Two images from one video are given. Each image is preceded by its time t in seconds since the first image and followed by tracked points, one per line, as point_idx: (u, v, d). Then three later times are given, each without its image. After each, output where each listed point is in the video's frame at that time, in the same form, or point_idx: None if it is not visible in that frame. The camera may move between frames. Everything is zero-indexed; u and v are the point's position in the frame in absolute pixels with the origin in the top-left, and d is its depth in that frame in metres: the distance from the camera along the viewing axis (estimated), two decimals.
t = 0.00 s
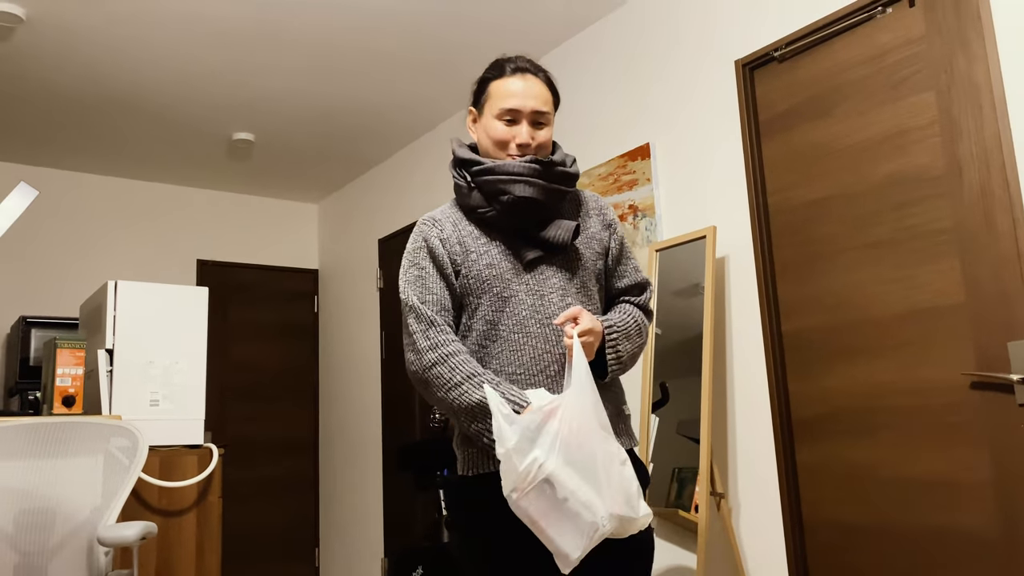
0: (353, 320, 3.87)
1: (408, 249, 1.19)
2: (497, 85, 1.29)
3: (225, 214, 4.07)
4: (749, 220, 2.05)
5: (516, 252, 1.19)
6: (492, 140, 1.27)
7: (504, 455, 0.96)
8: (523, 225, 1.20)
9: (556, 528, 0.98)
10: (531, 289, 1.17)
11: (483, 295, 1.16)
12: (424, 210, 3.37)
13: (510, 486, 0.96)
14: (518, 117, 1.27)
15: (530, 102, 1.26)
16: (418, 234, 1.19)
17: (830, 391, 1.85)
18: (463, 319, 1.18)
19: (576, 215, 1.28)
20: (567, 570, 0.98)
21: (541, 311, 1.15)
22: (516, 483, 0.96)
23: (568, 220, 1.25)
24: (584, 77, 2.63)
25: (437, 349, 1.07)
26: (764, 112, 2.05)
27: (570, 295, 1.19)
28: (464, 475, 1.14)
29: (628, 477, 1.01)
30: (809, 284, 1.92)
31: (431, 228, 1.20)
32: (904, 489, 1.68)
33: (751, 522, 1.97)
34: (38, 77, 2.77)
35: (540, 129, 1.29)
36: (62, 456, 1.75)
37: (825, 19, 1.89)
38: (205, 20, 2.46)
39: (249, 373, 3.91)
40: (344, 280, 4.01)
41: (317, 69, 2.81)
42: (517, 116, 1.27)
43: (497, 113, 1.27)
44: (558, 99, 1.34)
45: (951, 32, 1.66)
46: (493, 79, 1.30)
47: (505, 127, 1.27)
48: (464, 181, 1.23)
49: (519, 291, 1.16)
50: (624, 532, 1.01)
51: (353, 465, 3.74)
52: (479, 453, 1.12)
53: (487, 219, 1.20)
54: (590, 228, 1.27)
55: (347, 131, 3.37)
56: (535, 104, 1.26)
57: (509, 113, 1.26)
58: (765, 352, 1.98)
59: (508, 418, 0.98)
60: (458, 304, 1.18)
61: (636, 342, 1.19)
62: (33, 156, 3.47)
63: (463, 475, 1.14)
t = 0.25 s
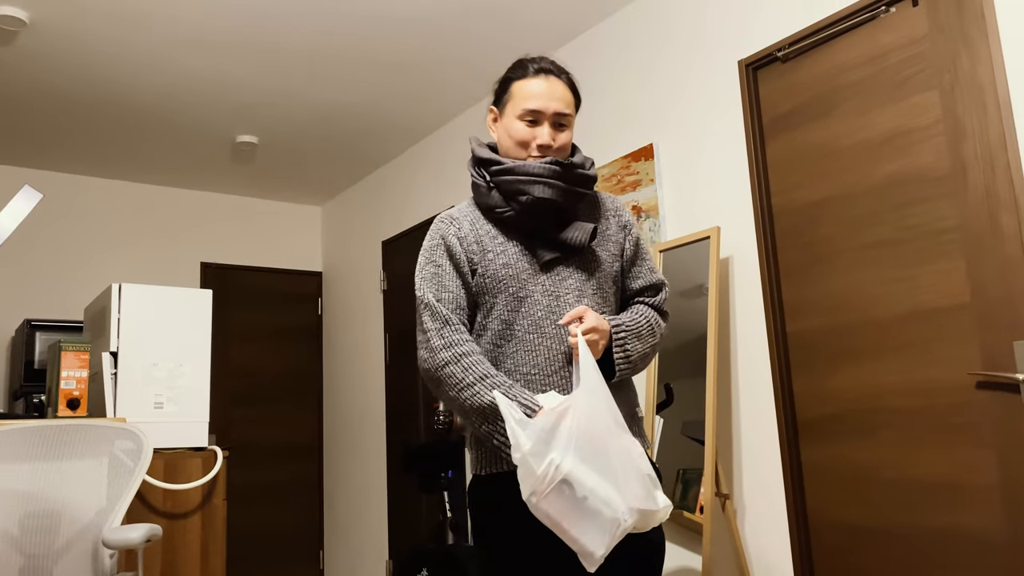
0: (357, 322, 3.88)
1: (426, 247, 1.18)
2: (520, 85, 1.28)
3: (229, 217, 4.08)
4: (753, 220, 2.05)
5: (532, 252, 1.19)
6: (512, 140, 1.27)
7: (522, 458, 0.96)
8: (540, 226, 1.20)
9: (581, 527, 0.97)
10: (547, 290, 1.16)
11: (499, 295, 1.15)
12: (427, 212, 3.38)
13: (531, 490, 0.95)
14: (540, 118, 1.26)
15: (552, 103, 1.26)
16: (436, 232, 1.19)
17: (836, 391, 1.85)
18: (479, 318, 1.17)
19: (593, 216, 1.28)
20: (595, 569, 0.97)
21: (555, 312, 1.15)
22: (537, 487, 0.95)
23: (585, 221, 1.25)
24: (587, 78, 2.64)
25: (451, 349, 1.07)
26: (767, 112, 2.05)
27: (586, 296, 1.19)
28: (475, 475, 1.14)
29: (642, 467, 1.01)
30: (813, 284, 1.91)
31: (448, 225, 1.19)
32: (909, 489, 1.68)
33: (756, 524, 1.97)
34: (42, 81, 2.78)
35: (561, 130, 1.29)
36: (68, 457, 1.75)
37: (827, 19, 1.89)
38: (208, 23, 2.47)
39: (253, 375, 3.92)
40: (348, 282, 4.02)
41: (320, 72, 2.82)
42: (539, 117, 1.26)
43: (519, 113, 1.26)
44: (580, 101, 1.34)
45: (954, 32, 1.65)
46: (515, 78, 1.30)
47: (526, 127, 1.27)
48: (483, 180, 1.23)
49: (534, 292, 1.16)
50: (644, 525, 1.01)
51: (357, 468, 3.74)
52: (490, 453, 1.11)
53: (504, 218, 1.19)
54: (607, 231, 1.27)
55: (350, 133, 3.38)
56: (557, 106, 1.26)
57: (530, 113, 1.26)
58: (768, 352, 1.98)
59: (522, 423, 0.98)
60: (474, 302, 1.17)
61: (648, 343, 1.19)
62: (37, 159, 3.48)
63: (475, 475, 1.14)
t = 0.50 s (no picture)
0: (359, 324, 3.88)
1: (441, 245, 1.17)
2: (534, 86, 1.29)
3: (231, 219, 4.08)
4: (756, 221, 2.05)
5: (547, 253, 1.19)
6: (527, 140, 1.27)
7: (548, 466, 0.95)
8: (556, 228, 1.20)
9: (605, 530, 0.97)
10: (561, 290, 1.16)
11: (512, 295, 1.15)
12: (429, 214, 3.38)
13: (557, 497, 0.95)
14: (555, 119, 1.26)
15: (568, 104, 1.26)
16: (451, 231, 1.18)
17: (840, 391, 1.84)
18: (493, 318, 1.16)
19: (604, 219, 1.28)
20: (618, 570, 0.98)
21: (570, 313, 1.15)
22: (563, 493, 0.95)
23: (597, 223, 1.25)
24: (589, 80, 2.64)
25: (474, 347, 1.06)
26: (769, 113, 2.05)
27: (599, 298, 1.19)
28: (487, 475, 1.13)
29: (661, 466, 1.02)
30: (817, 285, 1.91)
31: (462, 225, 1.19)
32: (914, 490, 1.67)
33: (760, 525, 1.97)
34: (44, 83, 2.79)
35: (575, 131, 1.29)
36: (71, 459, 1.74)
37: (830, 19, 1.89)
38: (210, 25, 2.47)
39: (255, 377, 3.92)
40: (350, 284, 4.02)
41: (322, 74, 2.82)
42: (554, 118, 1.26)
43: (534, 114, 1.27)
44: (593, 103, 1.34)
45: (957, 32, 1.65)
46: (530, 79, 1.30)
47: (541, 128, 1.27)
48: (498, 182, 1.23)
49: (550, 292, 1.15)
50: (663, 524, 1.02)
51: (360, 469, 3.74)
52: (503, 453, 1.11)
53: (519, 219, 1.19)
54: (619, 234, 1.27)
55: (352, 135, 3.38)
56: (572, 107, 1.27)
57: (545, 114, 1.26)
58: (772, 353, 1.97)
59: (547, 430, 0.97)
60: (489, 302, 1.17)
61: (660, 344, 1.19)
62: (39, 162, 3.49)
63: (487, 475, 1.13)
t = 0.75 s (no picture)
0: (360, 326, 3.88)
1: (450, 244, 1.15)
2: (548, 88, 1.29)
3: (231, 220, 4.08)
4: (757, 223, 2.05)
5: (556, 255, 1.18)
6: (542, 140, 1.26)
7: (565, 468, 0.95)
8: (566, 230, 1.19)
9: (619, 533, 0.97)
10: (570, 293, 1.16)
11: (522, 297, 1.14)
12: (429, 215, 3.38)
13: (573, 500, 0.95)
14: (570, 120, 1.27)
15: (583, 106, 1.27)
16: (460, 230, 1.16)
17: (841, 394, 1.84)
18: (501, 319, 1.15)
19: (610, 222, 1.28)
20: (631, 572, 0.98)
21: (579, 315, 1.15)
22: (579, 495, 0.95)
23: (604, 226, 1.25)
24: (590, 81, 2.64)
25: (487, 349, 1.05)
26: (770, 115, 2.05)
27: (606, 301, 1.19)
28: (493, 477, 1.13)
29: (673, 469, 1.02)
30: (818, 286, 1.91)
31: (471, 224, 1.17)
32: (915, 492, 1.67)
33: (760, 527, 1.97)
34: (45, 84, 2.79)
35: (588, 134, 1.30)
36: (71, 460, 1.74)
37: (832, 21, 1.89)
38: (211, 27, 2.47)
39: (255, 379, 3.92)
40: (351, 286, 4.02)
41: (323, 75, 2.82)
42: (569, 120, 1.27)
43: (549, 115, 1.27)
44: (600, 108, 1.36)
45: (958, 34, 1.65)
46: (542, 81, 1.31)
47: (556, 129, 1.27)
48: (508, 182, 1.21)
49: (559, 294, 1.15)
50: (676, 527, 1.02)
51: (360, 471, 3.73)
52: (510, 454, 1.10)
53: (530, 220, 1.19)
54: (624, 237, 1.28)
55: (352, 137, 3.38)
56: (586, 110, 1.28)
57: (561, 115, 1.26)
58: (773, 355, 1.97)
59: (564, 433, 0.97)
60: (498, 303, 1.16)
61: (662, 347, 1.22)
62: (40, 163, 3.49)
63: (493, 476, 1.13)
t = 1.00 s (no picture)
0: (358, 328, 3.88)
1: (456, 243, 1.14)
2: (556, 91, 1.30)
3: (230, 222, 4.08)
4: (755, 225, 2.05)
5: (559, 258, 1.19)
6: (551, 143, 1.27)
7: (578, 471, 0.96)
8: (570, 233, 1.20)
9: (628, 536, 0.98)
10: (573, 296, 1.16)
11: (527, 298, 1.14)
12: (428, 217, 3.38)
13: (585, 502, 0.96)
14: (578, 124, 1.28)
15: (591, 111, 1.28)
16: (465, 230, 1.15)
17: (839, 396, 1.85)
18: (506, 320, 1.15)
19: (609, 225, 1.29)
20: None
21: (582, 318, 1.15)
22: (591, 498, 0.96)
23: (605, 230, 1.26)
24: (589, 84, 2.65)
25: (500, 349, 1.04)
26: (769, 118, 2.06)
27: (607, 304, 1.20)
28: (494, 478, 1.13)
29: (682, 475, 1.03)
30: (816, 289, 1.92)
31: (477, 224, 1.16)
32: (912, 494, 1.68)
33: (759, 529, 1.97)
34: (45, 85, 2.79)
35: (592, 139, 1.31)
36: (68, 462, 1.75)
37: (830, 25, 1.89)
38: (212, 28, 2.47)
39: (254, 380, 3.91)
40: (349, 288, 4.02)
41: (323, 76, 2.82)
42: (577, 124, 1.28)
43: (558, 118, 1.27)
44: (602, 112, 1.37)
45: (956, 38, 1.66)
46: (548, 84, 1.31)
47: (563, 132, 1.27)
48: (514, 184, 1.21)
49: (563, 297, 1.15)
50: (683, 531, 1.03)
51: (358, 473, 3.73)
52: (512, 455, 1.10)
53: (536, 222, 1.18)
54: (624, 241, 1.29)
55: (351, 138, 3.39)
56: (593, 114, 1.29)
57: (571, 119, 1.27)
58: (771, 358, 1.98)
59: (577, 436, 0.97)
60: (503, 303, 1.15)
61: (661, 350, 1.24)
62: (38, 164, 3.49)
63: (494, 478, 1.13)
